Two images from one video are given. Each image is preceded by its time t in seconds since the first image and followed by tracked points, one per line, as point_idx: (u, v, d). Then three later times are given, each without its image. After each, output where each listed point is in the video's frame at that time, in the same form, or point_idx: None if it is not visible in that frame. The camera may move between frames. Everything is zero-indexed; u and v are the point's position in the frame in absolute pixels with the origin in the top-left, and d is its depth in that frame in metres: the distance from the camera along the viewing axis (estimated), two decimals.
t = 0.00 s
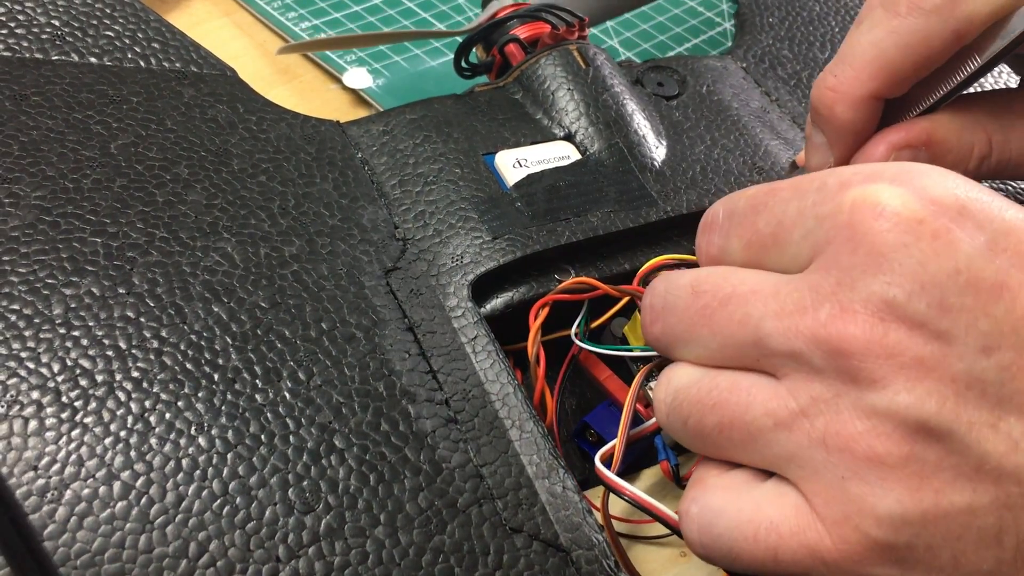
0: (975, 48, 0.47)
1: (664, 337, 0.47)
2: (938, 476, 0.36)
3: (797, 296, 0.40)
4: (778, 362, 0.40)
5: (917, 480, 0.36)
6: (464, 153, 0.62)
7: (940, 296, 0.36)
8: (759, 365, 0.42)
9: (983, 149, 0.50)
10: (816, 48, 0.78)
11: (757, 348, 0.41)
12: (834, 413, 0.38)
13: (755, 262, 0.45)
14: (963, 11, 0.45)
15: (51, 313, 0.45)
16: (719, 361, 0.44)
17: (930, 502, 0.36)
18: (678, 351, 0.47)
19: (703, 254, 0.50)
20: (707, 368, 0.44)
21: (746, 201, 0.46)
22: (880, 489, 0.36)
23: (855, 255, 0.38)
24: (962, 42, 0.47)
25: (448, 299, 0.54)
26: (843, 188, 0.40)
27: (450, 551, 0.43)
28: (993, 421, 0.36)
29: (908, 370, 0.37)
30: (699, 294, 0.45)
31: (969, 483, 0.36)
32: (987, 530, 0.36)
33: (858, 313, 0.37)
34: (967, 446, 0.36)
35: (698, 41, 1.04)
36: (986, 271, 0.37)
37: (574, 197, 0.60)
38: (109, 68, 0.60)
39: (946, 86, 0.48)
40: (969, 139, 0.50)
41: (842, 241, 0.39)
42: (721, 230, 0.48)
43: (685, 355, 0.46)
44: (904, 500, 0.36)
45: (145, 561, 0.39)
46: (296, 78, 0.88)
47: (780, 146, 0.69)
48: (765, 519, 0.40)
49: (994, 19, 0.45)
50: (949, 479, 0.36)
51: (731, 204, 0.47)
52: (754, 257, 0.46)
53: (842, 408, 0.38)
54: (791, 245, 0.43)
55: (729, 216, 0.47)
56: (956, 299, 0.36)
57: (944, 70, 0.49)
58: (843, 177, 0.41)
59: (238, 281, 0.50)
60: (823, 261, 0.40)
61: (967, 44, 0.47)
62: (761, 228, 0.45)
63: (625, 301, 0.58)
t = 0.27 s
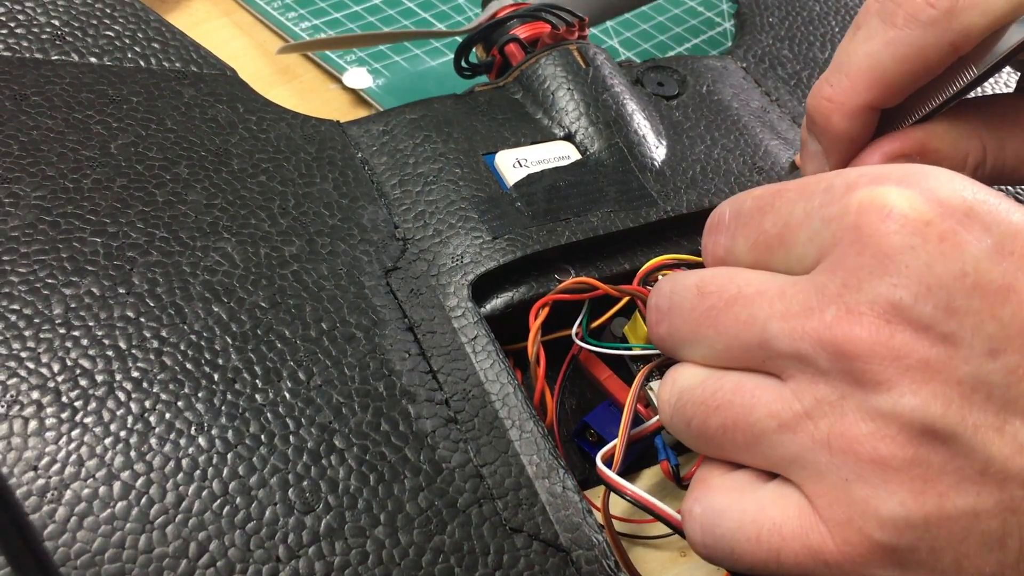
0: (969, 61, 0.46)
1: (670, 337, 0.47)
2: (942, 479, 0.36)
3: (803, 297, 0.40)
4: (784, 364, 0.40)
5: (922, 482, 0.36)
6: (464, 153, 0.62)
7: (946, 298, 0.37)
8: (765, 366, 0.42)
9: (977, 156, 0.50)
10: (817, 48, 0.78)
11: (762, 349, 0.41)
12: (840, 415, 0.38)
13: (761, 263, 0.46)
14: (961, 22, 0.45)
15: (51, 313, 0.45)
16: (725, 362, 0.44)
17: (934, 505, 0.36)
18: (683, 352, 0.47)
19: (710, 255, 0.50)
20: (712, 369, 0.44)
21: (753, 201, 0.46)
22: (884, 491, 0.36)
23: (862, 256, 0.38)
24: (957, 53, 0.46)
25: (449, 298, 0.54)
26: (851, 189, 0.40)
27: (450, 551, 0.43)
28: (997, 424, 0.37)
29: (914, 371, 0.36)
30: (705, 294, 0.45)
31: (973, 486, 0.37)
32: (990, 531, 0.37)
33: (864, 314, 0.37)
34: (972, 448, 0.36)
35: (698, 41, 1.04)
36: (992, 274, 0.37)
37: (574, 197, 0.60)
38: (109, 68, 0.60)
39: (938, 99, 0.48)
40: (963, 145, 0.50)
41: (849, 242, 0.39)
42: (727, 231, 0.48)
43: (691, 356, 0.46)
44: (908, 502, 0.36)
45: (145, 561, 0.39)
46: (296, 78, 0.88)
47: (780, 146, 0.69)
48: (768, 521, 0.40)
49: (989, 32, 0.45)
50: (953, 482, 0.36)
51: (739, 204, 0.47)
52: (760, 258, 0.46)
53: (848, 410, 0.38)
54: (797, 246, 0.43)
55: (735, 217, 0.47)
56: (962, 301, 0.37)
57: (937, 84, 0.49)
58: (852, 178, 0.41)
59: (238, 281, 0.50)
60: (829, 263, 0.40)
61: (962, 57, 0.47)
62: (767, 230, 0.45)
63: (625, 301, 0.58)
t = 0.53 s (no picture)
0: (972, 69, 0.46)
1: (667, 336, 0.47)
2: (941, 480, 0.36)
3: (801, 297, 0.40)
4: (782, 364, 0.40)
5: (920, 483, 0.36)
6: (464, 154, 0.62)
7: (944, 299, 0.37)
8: (763, 366, 0.42)
9: (973, 165, 0.50)
10: (816, 48, 0.78)
11: (760, 349, 0.41)
12: (838, 415, 0.38)
13: (759, 262, 0.46)
14: (960, 36, 0.45)
15: (51, 314, 0.45)
16: (722, 361, 0.44)
17: (933, 505, 0.36)
18: (681, 351, 0.47)
19: (708, 254, 0.50)
20: (709, 368, 0.44)
21: (751, 201, 0.46)
22: (883, 492, 0.36)
23: (860, 257, 0.38)
24: (960, 63, 0.46)
25: (448, 299, 0.54)
26: (849, 189, 0.40)
27: (450, 550, 0.43)
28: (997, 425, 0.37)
29: (912, 372, 0.37)
30: (703, 294, 0.45)
31: (972, 487, 0.37)
32: (990, 532, 0.36)
33: (862, 315, 0.38)
34: (971, 449, 0.36)
35: (697, 42, 1.04)
36: (990, 274, 0.37)
37: (574, 197, 0.60)
38: (109, 69, 0.60)
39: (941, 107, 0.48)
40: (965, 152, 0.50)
41: (847, 242, 0.39)
42: (725, 229, 0.48)
43: (688, 355, 0.46)
44: (906, 503, 0.36)
45: (145, 560, 0.39)
46: (296, 78, 0.88)
47: (779, 147, 0.69)
48: (767, 521, 0.40)
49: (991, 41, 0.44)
50: (952, 482, 0.36)
51: (737, 203, 0.47)
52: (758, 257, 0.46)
53: (845, 411, 0.38)
54: (795, 245, 0.43)
55: (733, 216, 0.47)
56: (960, 302, 0.37)
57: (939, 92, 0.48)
58: (850, 178, 0.41)
59: (238, 281, 0.50)
60: (827, 263, 0.40)
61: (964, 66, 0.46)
62: (765, 228, 0.45)
63: (625, 301, 0.58)
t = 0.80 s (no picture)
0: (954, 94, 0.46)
1: (665, 329, 0.48)
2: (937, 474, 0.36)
3: (798, 290, 0.40)
4: (779, 358, 0.41)
5: (919, 480, 0.36)
6: (462, 158, 0.63)
7: (940, 293, 0.37)
8: (760, 359, 0.42)
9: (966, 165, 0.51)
10: (811, 53, 0.79)
11: (758, 343, 0.42)
12: (834, 408, 0.38)
13: (756, 256, 0.46)
14: (944, 64, 0.45)
15: (51, 315, 0.46)
16: (720, 355, 0.44)
17: (931, 501, 0.36)
18: (678, 345, 0.47)
19: (705, 248, 0.50)
20: (707, 361, 0.45)
21: (751, 194, 0.47)
22: (881, 488, 0.37)
23: (857, 251, 0.39)
24: (946, 87, 0.46)
25: (447, 300, 0.54)
26: (846, 184, 0.41)
27: (448, 548, 0.43)
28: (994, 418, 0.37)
29: (909, 366, 0.37)
30: (701, 287, 0.45)
31: (969, 483, 0.37)
32: (987, 527, 0.37)
33: (859, 308, 0.38)
34: (967, 445, 0.36)
35: (698, 41, 1.05)
36: (986, 269, 0.37)
37: (571, 199, 0.61)
38: (109, 76, 0.61)
39: (921, 130, 0.48)
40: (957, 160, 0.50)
41: (844, 236, 0.39)
42: (725, 223, 0.49)
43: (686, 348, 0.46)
44: (904, 499, 0.36)
45: (144, 559, 0.39)
46: (296, 78, 0.89)
47: (775, 150, 0.69)
48: (765, 520, 0.40)
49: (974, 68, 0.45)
50: (949, 478, 0.36)
51: (737, 196, 0.48)
52: (756, 251, 0.46)
53: (842, 404, 0.38)
54: (792, 239, 0.43)
55: (732, 210, 0.48)
56: (956, 296, 0.37)
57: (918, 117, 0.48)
58: (846, 172, 0.41)
59: (238, 284, 0.50)
60: (824, 257, 0.40)
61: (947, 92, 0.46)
62: (763, 222, 0.45)
63: (622, 303, 0.59)
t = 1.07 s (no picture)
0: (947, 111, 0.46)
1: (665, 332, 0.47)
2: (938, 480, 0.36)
3: (799, 294, 0.40)
4: (779, 363, 0.41)
5: (919, 487, 0.36)
6: (462, 158, 0.63)
7: (939, 300, 0.37)
8: (760, 363, 0.42)
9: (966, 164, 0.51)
10: (811, 53, 0.79)
11: (758, 347, 0.41)
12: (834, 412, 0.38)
13: (757, 260, 0.46)
14: (934, 81, 0.45)
15: (51, 316, 0.46)
16: (720, 359, 0.44)
17: (931, 510, 0.36)
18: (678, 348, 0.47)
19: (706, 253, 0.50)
20: (706, 364, 0.45)
21: (754, 199, 0.46)
22: (882, 493, 0.36)
23: (857, 256, 0.39)
24: (937, 105, 0.46)
25: (447, 300, 0.54)
26: (849, 188, 0.41)
27: (448, 549, 0.43)
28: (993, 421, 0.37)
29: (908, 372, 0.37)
30: (703, 289, 0.45)
31: (970, 485, 0.36)
32: (987, 533, 0.37)
33: (859, 313, 0.38)
34: (967, 453, 0.36)
35: (698, 41, 1.05)
36: (987, 277, 0.37)
37: (571, 200, 0.61)
38: (109, 76, 0.61)
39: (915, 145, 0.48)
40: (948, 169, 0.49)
41: (846, 241, 0.39)
42: (727, 227, 0.48)
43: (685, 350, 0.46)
44: (904, 507, 0.36)
45: (144, 559, 0.39)
46: (296, 78, 0.89)
47: (775, 150, 0.69)
48: (765, 526, 0.40)
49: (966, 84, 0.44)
50: (948, 488, 0.36)
51: (739, 201, 0.48)
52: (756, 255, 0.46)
53: (841, 409, 0.38)
54: (794, 243, 0.43)
55: (736, 214, 0.47)
56: (957, 304, 0.37)
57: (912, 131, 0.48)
58: (851, 177, 0.41)
59: (238, 284, 0.50)
60: (826, 262, 0.40)
61: (940, 107, 0.46)
62: (765, 224, 0.45)
63: (622, 303, 0.59)
